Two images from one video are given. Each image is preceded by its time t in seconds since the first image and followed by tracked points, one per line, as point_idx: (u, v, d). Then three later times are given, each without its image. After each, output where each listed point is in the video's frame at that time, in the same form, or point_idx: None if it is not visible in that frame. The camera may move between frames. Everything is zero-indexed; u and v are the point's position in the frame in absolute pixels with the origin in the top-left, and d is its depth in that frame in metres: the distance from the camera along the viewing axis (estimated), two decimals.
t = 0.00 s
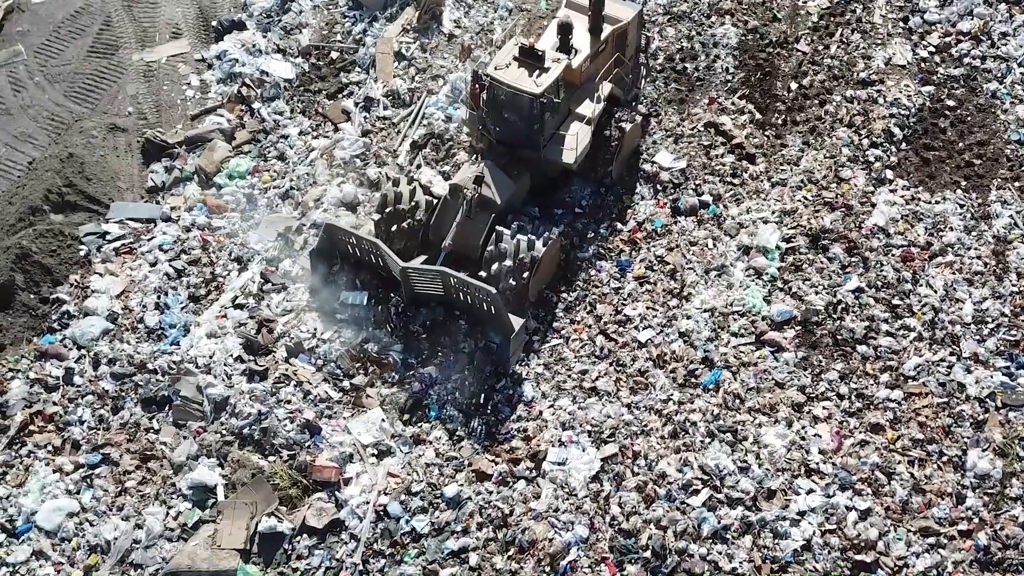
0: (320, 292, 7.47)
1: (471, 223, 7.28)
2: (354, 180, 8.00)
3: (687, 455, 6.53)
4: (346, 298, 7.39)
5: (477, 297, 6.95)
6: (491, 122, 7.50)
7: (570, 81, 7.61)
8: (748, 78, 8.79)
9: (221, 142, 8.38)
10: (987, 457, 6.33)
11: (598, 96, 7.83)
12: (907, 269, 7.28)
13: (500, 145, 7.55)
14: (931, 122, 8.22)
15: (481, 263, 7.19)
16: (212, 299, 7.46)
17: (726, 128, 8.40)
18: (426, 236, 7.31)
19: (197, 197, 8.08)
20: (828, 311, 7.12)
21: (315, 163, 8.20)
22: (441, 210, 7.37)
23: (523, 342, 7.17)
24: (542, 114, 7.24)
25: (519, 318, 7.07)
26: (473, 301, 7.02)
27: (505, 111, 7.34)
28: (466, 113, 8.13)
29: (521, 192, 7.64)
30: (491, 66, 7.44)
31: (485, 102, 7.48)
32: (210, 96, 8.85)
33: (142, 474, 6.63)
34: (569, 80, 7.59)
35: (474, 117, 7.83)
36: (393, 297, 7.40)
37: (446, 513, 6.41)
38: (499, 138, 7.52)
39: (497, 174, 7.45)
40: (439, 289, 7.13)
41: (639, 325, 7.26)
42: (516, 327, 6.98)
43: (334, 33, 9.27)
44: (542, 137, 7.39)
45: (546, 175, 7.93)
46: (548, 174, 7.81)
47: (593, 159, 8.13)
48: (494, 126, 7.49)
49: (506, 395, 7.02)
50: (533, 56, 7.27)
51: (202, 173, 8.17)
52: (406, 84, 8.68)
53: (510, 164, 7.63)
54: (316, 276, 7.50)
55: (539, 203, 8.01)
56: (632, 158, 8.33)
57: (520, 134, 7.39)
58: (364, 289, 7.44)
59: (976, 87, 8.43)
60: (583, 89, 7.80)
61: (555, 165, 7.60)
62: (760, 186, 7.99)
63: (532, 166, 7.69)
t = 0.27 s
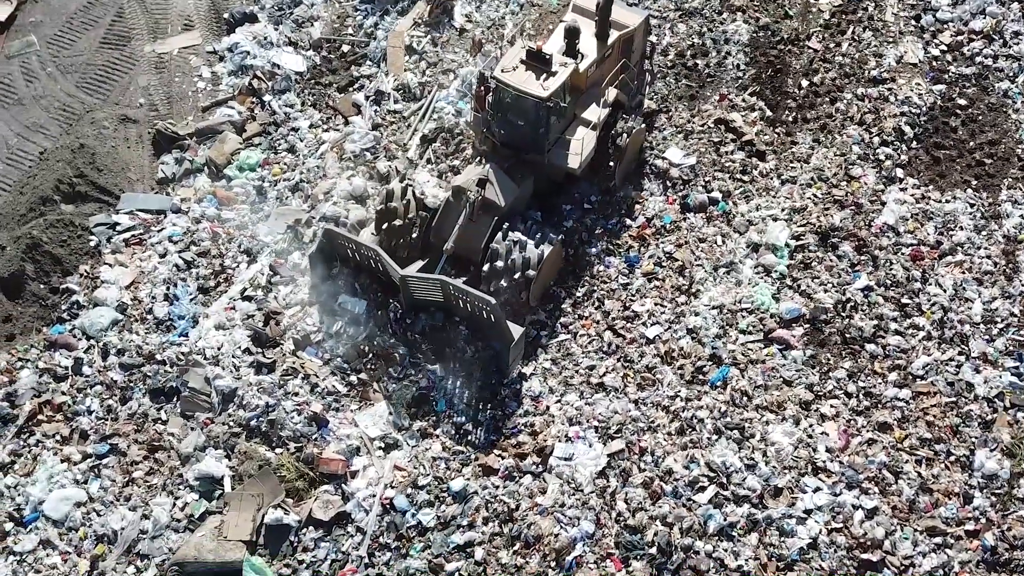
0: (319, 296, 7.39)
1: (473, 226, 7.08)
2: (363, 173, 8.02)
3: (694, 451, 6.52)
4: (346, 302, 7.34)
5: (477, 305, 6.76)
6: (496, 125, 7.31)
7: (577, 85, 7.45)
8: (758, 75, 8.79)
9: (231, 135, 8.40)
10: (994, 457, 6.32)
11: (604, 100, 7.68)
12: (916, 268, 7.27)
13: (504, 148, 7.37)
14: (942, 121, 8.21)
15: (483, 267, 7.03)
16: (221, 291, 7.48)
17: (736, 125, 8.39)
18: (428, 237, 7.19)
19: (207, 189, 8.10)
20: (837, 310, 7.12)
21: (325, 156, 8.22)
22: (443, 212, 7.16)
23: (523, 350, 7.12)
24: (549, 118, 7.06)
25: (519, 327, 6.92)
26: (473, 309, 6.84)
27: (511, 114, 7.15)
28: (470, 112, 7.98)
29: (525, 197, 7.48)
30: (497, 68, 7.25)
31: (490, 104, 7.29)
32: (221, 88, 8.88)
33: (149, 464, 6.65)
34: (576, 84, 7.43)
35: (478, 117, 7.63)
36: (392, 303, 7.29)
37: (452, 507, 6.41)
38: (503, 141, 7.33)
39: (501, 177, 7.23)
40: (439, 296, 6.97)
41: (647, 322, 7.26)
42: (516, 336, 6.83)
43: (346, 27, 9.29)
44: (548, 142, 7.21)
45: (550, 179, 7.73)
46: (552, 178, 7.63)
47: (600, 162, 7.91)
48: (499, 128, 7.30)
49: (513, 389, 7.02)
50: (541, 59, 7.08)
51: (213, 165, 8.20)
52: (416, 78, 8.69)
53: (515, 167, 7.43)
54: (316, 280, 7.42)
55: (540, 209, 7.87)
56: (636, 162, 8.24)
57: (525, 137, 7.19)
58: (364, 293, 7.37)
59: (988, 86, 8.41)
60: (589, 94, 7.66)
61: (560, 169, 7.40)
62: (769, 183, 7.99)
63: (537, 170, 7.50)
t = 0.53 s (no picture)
0: (316, 300, 7.33)
1: (473, 229, 7.03)
2: (368, 168, 8.03)
3: (698, 448, 6.51)
4: (343, 306, 7.27)
5: (474, 314, 6.64)
6: (495, 129, 7.24)
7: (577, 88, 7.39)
8: (764, 72, 8.80)
9: (237, 129, 8.42)
10: (998, 455, 6.31)
11: (604, 105, 7.64)
12: (921, 265, 7.26)
13: (503, 152, 7.31)
14: (948, 118, 8.20)
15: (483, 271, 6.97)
16: (225, 284, 7.50)
17: (742, 121, 8.40)
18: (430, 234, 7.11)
19: (212, 183, 8.12)
20: (842, 306, 7.11)
21: (330, 150, 8.23)
22: (442, 215, 7.10)
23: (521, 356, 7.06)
24: (551, 123, 6.98)
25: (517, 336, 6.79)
26: (470, 317, 6.72)
27: (511, 119, 7.07)
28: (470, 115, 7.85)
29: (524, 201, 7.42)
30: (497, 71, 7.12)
31: (490, 108, 7.18)
32: (227, 82, 8.89)
33: (153, 458, 6.66)
34: (576, 88, 7.39)
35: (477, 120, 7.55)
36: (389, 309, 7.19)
37: (455, 502, 6.41)
38: (503, 145, 7.28)
39: (501, 181, 7.14)
40: (436, 305, 6.88)
41: (651, 318, 7.26)
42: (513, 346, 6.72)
43: (352, 21, 9.30)
44: (548, 147, 7.15)
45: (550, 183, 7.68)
46: (551, 182, 7.57)
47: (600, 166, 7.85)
48: (499, 132, 7.24)
49: (517, 384, 7.02)
50: (543, 63, 6.98)
51: (218, 159, 8.21)
52: (422, 72, 8.69)
53: (514, 171, 7.36)
54: (314, 284, 7.35)
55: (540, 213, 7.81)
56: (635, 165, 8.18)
57: (526, 141, 7.14)
58: (361, 299, 7.27)
59: (994, 83, 8.40)
60: (589, 97, 7.61)
61: (559, 174, 7.37)
62: (775, 179, 8.00)
63: (536, 174, 7.44)
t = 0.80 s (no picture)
0: (308, 306, 7.29)
1: (465, 236, 7.01)
2: (368, 163, 8.03)
3: (698, 443, 6.51)
4: (335, 313, 7.24)
5: (466, 322, 6.66)
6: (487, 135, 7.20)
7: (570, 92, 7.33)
8: (764, 67, 8.80)
9: (237, 125, 8.43)
10: (999, 450, 6.30)
11: (597, 109, 7.58)
12: (922, 260, 7.26)
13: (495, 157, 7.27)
14: (948, 114, 8.20)
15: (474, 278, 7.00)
16: (226, 280, 7.50)
17: (743, 116, 8.40)
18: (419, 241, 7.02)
19: (213, 178, 8.12)
20: (842, 302, 7.11)
21: (330, 146, 8.23)
22: (433, 222, 7.02)
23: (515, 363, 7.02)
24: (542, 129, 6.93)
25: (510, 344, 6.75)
26: (462, 325, 6.73)
27: (502, 124, 7.03)
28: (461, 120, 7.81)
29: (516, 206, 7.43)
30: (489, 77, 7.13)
31: (482, 114, 7.16)
32: (227, 78, 8.90)
33: (153, 454, 6.66)
34: (569, 92, 7.22)
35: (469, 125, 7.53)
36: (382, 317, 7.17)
37: (455, 498, 6.42)
38: (495, 151, 7.19)
39: (492, 187, 7.13)
40: (428, 312, 6.89)
41: (651, 313, 7.27)
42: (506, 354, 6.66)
43: (352, 17, 9.30)
44: (540, 152, 7.09)
45: (541, 188, 7.68)
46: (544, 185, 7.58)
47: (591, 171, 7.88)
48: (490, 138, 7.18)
49: (517, 379, 7.03)
50: (534, 69, 6.97)
51: (218, 155, 8.22)
52: (422, 68, 8.69)
53: (506, 176, 7.36)
54: (304, 290, 7.31)
55: (532, 219, 7.77)
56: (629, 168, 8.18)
57: (518, 146, 7.07)
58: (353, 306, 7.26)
59: (994, 79, 8.40)
60: (583, 100, 7.53)
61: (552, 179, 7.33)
62: (775, 175, 8.00)
63: (528, 179, 7.44)
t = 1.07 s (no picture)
0: (300, 312, 7.25)
1: (456, 243, 6.90)
2: (368, 159, 8.03)
3: (698, 439, 6.50)
4: (327, 319, 7.20)
5: (458, 331, 6.61)
6: (479, 140, 7.16)
7: (563, 97, 7.32)
8: (764, 63, 8.80)
9: (237, 120, 8.43)
10: (999, 446, 6.30)
11: (589, 113, 7.55)
12: (922, 256, 7.26)
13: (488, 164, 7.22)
14: (948, 109, 8.20)
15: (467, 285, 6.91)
16: (225, 276, 7.49)
17: (742, 112, 8.40)
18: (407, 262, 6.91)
19: (212, 174, 8.11)
20: (842, 297, 7.11)
21: (330, 141, 8.23)
22: (424, 230, 6.92)
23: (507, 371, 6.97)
24: (534, 134, 6.93)
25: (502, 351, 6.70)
26: (454, 333, 6.68)
27: (494, 130, 7.01)
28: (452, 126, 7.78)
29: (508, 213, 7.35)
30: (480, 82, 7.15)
31: (473, 119, 7.16)
32: (226, 74, 8.90)
33: (153, 450, 6.66)
34: (561, 96, 7.29)
35: (461, 131, 7.47)
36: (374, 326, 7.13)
37: (455, 494, 6.42)
38: (486, 156, 7.17)
39: (484, 194, 7.03)
40: (419, 321, 6.82)
41: (651, 309, 7.27)
42: (499, 362, 6.62)
43: (352, 13, 9.30)
44: (532, 157, 7.07)
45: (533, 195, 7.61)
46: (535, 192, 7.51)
47: (586, 177, 7.73)
48: (482, 144, 7.14)
49: (517, 375, 7.03)
50: (525, 74, 6.99)
51: (218, 151, 8.22)
52: (422, 64, 8.69)
53: (498, 183, 7.29)
54: (297, 298, 7.26)
55: (525, 225, 7.71)
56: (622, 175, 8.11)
57: (510, 151, 7.05)
58: (345, 313, 7.23)
59: (994, 74, 8.40)
60: (574, 105, 7.51)
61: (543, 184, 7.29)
62: (775, 170, 8.00)
63: (520, 186, 7.36)
